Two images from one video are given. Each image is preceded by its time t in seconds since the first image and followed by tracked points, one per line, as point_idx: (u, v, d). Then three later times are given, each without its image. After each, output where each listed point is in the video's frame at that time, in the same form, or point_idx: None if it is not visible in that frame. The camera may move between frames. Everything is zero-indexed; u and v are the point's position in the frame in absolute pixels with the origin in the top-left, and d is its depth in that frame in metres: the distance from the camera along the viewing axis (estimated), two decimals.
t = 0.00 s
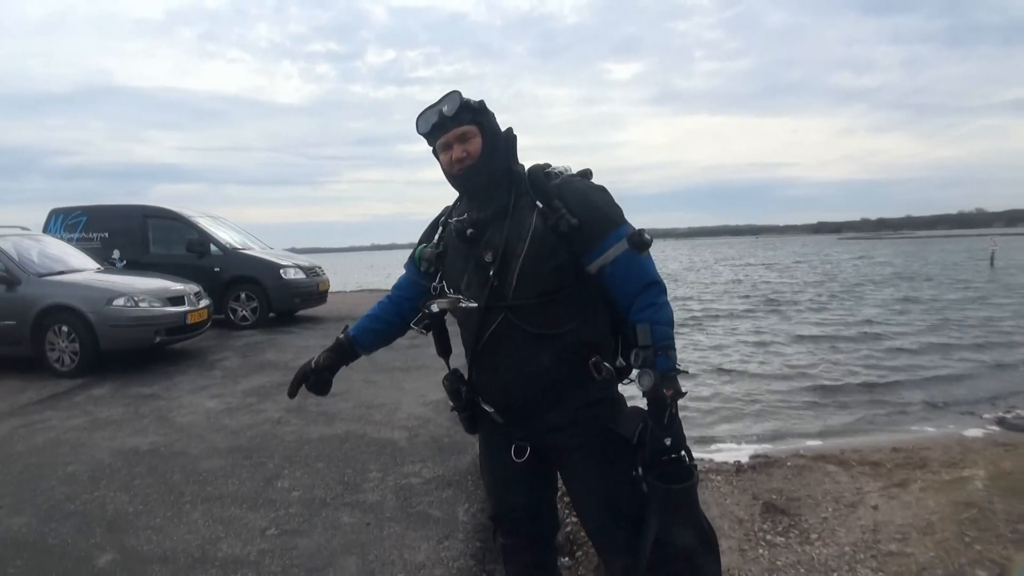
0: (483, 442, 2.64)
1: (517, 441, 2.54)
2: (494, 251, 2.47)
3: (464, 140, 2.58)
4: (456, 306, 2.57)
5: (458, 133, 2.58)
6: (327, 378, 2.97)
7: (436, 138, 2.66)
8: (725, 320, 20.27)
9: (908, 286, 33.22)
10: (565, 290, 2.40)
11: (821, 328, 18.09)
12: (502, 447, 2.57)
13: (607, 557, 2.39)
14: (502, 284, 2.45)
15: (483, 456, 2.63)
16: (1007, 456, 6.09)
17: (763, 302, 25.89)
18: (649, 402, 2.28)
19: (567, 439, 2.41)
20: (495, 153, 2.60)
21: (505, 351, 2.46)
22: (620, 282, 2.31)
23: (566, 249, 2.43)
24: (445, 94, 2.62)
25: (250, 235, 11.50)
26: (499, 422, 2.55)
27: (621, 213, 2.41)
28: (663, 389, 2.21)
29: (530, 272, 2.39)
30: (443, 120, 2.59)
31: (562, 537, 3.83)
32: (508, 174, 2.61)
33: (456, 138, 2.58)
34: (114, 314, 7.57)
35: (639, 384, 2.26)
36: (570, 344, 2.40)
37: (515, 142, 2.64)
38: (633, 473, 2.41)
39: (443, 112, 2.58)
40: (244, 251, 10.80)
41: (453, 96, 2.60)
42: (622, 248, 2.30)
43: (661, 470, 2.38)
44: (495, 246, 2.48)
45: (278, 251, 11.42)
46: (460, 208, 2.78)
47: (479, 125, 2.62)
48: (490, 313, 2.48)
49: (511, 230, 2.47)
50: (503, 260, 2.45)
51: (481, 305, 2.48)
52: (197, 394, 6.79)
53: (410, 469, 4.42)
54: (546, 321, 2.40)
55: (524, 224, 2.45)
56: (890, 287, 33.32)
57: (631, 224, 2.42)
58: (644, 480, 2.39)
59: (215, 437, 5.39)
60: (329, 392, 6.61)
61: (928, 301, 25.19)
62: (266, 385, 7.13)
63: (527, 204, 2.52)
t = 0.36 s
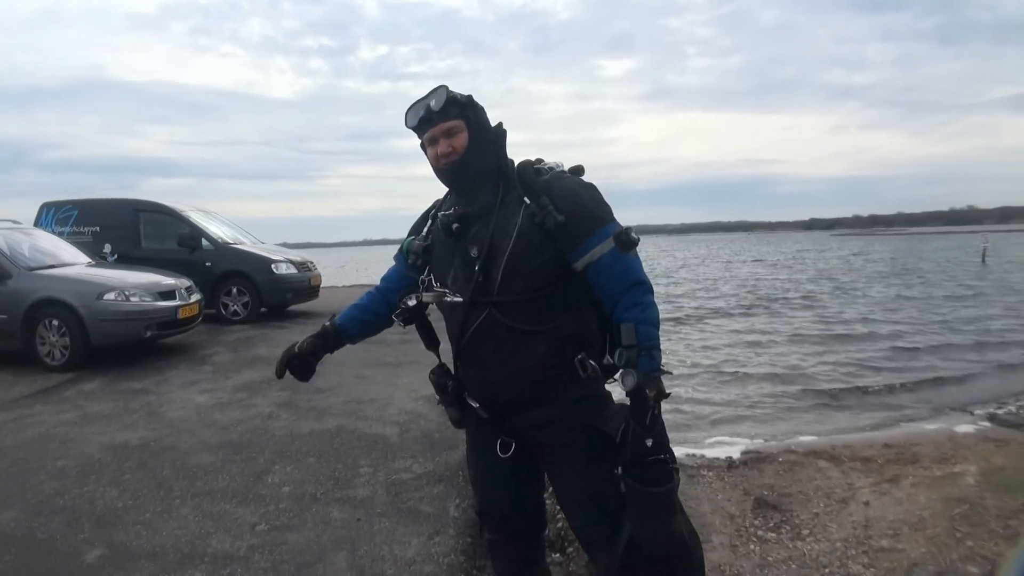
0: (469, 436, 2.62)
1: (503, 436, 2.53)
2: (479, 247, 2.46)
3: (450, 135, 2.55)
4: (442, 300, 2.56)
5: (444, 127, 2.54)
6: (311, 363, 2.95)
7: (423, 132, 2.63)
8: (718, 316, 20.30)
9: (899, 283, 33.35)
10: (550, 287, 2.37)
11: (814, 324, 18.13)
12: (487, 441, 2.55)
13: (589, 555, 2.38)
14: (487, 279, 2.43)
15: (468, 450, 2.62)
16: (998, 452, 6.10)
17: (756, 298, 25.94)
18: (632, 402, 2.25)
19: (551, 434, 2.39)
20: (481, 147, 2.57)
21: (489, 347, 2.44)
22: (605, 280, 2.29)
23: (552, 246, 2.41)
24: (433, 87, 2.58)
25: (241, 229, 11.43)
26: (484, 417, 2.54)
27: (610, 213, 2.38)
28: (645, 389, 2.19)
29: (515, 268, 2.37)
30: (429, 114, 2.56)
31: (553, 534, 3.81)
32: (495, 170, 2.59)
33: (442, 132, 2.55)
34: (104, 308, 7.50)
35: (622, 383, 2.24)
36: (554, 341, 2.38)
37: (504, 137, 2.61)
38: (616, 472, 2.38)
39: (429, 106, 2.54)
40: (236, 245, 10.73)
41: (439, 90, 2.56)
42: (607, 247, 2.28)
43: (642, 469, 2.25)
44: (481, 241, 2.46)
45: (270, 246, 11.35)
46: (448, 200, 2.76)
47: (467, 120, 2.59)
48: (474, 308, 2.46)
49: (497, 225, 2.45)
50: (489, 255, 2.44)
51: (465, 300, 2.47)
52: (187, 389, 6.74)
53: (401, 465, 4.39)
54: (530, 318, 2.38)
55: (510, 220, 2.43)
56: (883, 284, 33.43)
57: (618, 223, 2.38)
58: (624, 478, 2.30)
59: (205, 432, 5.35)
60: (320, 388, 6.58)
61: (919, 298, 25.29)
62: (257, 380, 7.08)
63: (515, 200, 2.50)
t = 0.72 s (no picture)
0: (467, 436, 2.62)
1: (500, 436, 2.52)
2: (470, 249, 2.44)
3: (422, 150, 2.53)
4: (437, 302, 2.54)
5: (414, 145, 2.52)
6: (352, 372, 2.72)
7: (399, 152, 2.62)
8: (712, 318, 20.33)
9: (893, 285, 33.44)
10: (544, 286, 2.36)
11: (809, 326, 18.16)
12: (485, 442, 2.55)
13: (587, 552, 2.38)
14: (479, 281, 2.41)
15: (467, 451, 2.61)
16: (991, 454, 6.12)
17: (751, 300, 25.98)
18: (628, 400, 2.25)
19: (547, 435, 2.39)
20: (457, 155, 2.54)
21: (484, 348, 2.43)
22: (598, 279, 2.28)
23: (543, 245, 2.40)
24: (400, 107, 2.58)
25: (236, 230, 11.40)
26: (482, 417, 2.53)
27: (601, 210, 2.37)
28: (639, 388, 2.19)
29: (507, 269, 2.36)
30: (399, 135, 2.55)
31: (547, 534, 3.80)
32: (480, 174, 2.56)
33: (414, 150, 2.53)
34: (98, 309, 7.47)
35: (616, 382, 2.23)
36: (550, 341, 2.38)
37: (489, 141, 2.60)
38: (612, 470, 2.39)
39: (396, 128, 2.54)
40: (230, 246, 10.71)
41: (406, 110, 2.55)
42: (597, 246, 2.27)
43: (636, 467, 2.26)
44: (471, 244, 2.45)
45: (265, 246, 11.33)
46: (438, 206, 2.74)
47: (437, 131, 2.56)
48: (468, 310, 2.45)
49: (487, 228, 2.44)
50: (480, 257, 2.42)
51: (458, 302, 2.45)
52: (182, 390, 6.71)
53: (396, 465, 4.38)
54: (524, 319, 2.37)
55: (501, 223, 2.42)
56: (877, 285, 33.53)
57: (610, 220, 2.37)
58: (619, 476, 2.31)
59: (200, 433, 5.34)
60: (315, 388, 6.56)
61: (914, 300, 25.36)
62: (251, 380, 7.07)
63: (505, 202, 2.48)
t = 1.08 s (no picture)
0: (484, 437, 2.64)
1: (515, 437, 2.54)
2: (466, 258, 2.45)
3: (401, 178, 2.53)
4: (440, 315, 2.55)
5: (392, 175, 2.52)
6: (324, 373, 2.82)
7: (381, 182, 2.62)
8: (709, 319, 20.37)
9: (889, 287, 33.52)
10: (541, 286, 2.38)
11: (806, 328, 18.19)
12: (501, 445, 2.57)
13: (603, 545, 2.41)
14: (478, 289, 2.43)
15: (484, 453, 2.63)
16: (987, 454, 6.15)
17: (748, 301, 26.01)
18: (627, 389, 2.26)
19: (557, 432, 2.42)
20: (435, 174, 2.52)
21: (489, 353, 2.44)
22: (592, 271, 2.28)
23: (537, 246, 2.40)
24: (372, 139, 2.58)
25: (232, 230, 11.39)
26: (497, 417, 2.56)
27: (588, 202, 2.38)
28: (635, 374, 2.16)
29: (504, 273, 2.37)
30: (376, 167, 2.55)
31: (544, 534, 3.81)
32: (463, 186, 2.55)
33: (393, 181, 2.54)
34: (95, 309, 7.47)
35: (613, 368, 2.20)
36: (553, 339, 2.39)
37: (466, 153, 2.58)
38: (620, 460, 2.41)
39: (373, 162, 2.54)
40: (227, 246, 10.70)
41: (378, 141, 2.55)
42: (587, 238, 2.27)
43: (636, 455, 2.30)
44: (466, 255, 2.46)
45: (261, 247, 11.32)
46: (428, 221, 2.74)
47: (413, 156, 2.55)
48: (470, 319, 2.46)
49: (478, 237, 2.44)
50: (476, 267, 2.43)
51: (460, 311, 2.46)
52: (179, 391, 6.70)
53: (393, 466, 4.38)
54: (524, 320, 2.37)
55: (490, 231, 2.42)
56: (874, 287, 33.66)
57: (599, 211, 2.37)
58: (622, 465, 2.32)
59: (197, 433, 5.34)
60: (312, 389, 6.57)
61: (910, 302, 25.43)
62: (248, 381, 7.06)
63: (492, 209, 2.49)
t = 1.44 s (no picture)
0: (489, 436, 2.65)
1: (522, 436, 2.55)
2: (473, 260, 2.47)
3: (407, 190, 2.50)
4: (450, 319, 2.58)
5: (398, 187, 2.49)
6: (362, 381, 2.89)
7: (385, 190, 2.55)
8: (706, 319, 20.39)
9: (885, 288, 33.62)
10: (550, 288, 2.40)
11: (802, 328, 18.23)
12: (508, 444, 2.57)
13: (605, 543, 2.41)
14: (486, 290, 2.45)
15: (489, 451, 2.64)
16: (981, 454, 6.18)
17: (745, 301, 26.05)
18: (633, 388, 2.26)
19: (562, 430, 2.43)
20: (443, 182, 2.52)
21: (498, 355, 2.47)
22: (601, 271, 2.28)
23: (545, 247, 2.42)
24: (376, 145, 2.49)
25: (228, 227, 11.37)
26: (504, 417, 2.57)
27: (592, 201, 2.38)
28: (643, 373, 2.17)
29: (513, 274, 2.40)
30: (382, 176, 2.47)
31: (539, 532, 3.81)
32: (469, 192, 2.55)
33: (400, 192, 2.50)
34: (90, 306, 7.45)
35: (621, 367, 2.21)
36: (560, 340, 2.40)
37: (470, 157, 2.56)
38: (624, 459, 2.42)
39: (380, 172, 2.46)
40: (223, 243, 10.68)
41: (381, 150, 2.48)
42: (595, 239, 2.27)
43: (641, 454, 2.32)
44: (475, 260, 2.48)
45: (257, 244, 11.31)
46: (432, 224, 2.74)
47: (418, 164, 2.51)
48: (480, 321, 2.49)
49: (487, 241, 2.47)
50: (485, 270, 2.46)
51: (470, 314, 2.49)
52: (175, 388, 6.69)
53: (389, 464, 4.38)
54: (532, 321, 2.40)
55: (498, 234, 2.45)
56: (869, 288, 33.76)
57: (605, 211, 2.37)
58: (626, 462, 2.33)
59: (193, 430, 5.32)
60: (308, 387, 6.55)
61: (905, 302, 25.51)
62: (244, 378, 7.04)
63: (499, 212, 2.51)
